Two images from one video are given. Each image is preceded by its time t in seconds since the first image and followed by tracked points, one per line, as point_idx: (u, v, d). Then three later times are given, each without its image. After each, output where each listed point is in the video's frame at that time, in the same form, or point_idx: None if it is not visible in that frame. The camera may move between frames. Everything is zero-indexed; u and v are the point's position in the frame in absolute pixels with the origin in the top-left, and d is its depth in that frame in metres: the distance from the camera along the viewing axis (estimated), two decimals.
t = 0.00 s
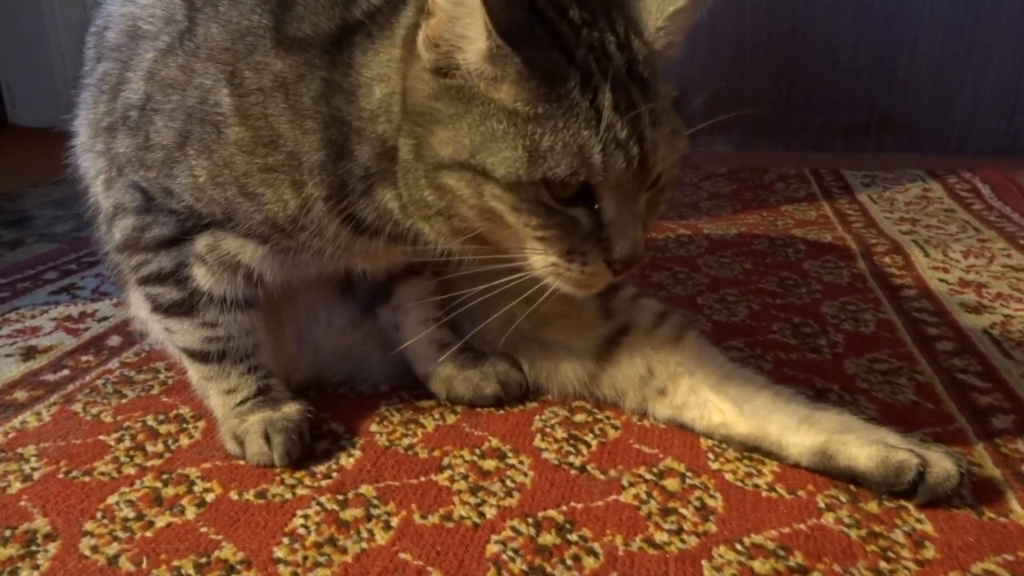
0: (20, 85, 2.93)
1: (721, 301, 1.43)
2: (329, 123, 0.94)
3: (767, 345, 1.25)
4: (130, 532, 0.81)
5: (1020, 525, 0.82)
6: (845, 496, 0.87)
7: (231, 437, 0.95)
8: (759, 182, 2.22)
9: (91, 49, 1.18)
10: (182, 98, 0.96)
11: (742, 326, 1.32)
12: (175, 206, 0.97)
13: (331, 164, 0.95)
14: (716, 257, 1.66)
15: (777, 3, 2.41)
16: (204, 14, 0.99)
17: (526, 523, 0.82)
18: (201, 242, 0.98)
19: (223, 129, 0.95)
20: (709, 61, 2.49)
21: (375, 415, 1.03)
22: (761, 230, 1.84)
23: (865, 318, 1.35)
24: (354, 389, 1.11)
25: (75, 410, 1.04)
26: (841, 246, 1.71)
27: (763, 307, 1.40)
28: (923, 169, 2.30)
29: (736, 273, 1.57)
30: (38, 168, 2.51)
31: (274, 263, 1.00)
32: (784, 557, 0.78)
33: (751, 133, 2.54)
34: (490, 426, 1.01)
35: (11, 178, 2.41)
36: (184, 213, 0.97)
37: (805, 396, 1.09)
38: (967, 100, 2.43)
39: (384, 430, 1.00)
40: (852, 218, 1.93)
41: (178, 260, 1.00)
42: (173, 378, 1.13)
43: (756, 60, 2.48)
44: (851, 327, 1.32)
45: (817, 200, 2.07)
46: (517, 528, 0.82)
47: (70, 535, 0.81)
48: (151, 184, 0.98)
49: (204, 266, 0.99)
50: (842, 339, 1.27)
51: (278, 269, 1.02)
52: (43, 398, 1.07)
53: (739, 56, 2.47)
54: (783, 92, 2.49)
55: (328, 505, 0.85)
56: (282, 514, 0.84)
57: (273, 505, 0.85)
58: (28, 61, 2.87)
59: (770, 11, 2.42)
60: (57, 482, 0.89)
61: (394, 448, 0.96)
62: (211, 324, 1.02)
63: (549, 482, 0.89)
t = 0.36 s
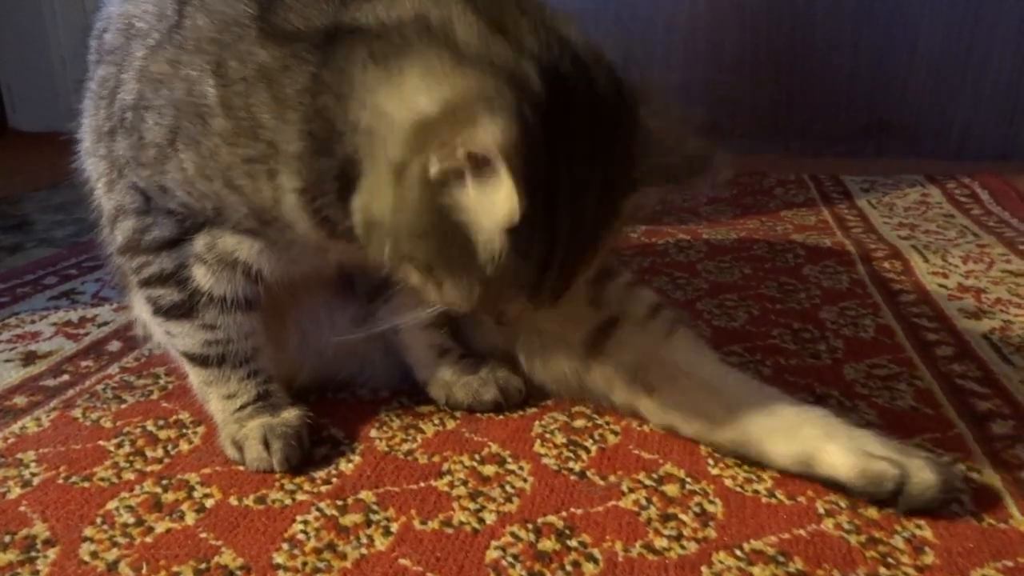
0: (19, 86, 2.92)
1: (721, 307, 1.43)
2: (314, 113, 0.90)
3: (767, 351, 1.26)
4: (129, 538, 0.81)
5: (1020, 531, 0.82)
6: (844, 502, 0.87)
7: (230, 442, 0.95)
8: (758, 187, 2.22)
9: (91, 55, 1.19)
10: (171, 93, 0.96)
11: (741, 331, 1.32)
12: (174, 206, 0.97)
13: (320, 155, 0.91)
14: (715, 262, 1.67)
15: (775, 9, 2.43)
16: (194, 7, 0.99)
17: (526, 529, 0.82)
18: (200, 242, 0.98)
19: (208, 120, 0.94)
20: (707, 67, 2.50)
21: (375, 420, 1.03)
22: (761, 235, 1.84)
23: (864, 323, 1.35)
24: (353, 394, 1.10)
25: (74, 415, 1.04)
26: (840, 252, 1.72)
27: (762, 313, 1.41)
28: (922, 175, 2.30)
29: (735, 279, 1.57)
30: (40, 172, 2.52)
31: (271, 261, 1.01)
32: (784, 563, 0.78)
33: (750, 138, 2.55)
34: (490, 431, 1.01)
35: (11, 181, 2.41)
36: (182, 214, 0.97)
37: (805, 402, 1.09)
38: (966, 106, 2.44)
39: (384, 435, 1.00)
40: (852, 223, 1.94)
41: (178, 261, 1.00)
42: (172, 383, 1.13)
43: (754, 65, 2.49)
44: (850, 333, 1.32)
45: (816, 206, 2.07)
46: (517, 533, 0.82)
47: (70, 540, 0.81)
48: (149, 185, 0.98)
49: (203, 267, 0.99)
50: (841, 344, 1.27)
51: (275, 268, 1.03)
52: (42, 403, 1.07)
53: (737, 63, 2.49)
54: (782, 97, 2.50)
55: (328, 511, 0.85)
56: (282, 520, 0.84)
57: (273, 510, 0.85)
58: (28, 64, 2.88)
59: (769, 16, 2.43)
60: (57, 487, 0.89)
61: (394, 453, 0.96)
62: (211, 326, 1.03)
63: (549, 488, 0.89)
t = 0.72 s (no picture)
0: (22, 92, 2.92)
1: (723, 311, 1.42)
2: (267, 51, 0.81)
3: (769, 355, 1.25)
4: (130, 544, 0.80)
5: None
6: (849, 507, 0.87)
7: (236, 444, 0.95)
8: (758, 192, 2.22)
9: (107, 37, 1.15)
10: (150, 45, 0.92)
11: (743, 336, 1.32)
12: (181, 183, 0.91)
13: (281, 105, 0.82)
14: (717, 266, 1.66)
15: (774, 12, 2.43)
16: None
17: (529, 535, 0.82)
18: (209, 220, 0.93)
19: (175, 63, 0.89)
20: (707, 70, 2.51)
21: (377, 425, 1.03)
22: (762, 239, 1.84)
23: (867, 327, 1.35)
24: (355, 400, 1.10)
25: (75, 420, 1.04)
26: (841, 256, 1.71)
27: (764, 317, 1.40)
28: (922, 179, 2.30)
29: (736, 283, 1.57)
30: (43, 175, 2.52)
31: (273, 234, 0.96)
32: (789, 569, 0.77)
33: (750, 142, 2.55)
34: (492, 436, 1.01)
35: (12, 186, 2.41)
36: (186, 190, 0.92)
37: (808, 407, 1.08)
38: (966, 110, 2.44)
39: (386, 440, 1.00)
40: (853, 226, 1.93)
41: (188, 243, 0.94)
42: (173, 388, 1.12)
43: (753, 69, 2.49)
44: (852, 337, 1.31)
45: (818, 209, 2.07)
46: (520, 539, 0.81)
47: (70, 546, 0.80)
48: (156, 157, 0.92)
49: (217, 250, 0.95)
50: (844, 348, 1.27)
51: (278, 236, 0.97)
52: (43, 408, 1.07)
53: (737, 67, 2.49)
54: (782, 101, 2.50)
55: (330, 517, 0.84)
56: (283, 526, 0.83)
57: (274, 516, 0.84)
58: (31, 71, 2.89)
59: (769, 20, 2.44)
60: (57, 493, 0.89)
61: (396, 458, 0.96)
62: (228, 316, 0.99)
63: (551, 494, 0.89)
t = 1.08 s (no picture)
0: (24, 96, 2.92)
1: (731, 314, 1.42)
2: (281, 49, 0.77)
3: (779, 357, 1.25)
4: (144, 549, 0.80)
5: None
6: (863, 510, 0.86)
7: (247, 446, 0.96)
8: (762, 194, 2.22)
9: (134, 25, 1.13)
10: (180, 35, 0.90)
11: (752, 339, 1.32)
12: (185, 183, 0.89)
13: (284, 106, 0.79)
14: (723, 269, 1.66)
15: (776, 14, 2.43)
16: None
17: (544, 539, 0.82)
18: (208, 223, 0.90)
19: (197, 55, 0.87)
20: (710, 73, 2.51)
21: (389, 428, 1.03)
22: (767, 241, 1.84)
23: (875, 330, 1.35)
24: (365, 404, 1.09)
25: (85, 425, 1.04)
26: (848, 258, 1.71)
27: (773, 320, 1.40)
28: (926, 181, 2.30)
29: (743, 286, 1.57)
30: (45, 179, 2.52)
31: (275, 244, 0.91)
32: (805, 573, 0.77)
33: (752, 145, 2.55)
34: (503, 440, 1.01)
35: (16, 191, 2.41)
36: (190, 191, 0.89)
37: (819, 409, 1.08)
38: (968, 112, 2.44)
39: (397, 444, 0.99)
40: (858, 229, 1.93)
41: (192, 248, 0.93)
42: (183, 392, 1.12)
43: (755, 73, 2.50)
44: (861, 339, 1.31)
45: (822, 212, 2.07)
46: (534, 543, 0.81)
47: (84, 552, 0.80)
48: (167, 155, 0.91)
49: (218, 255, 0.92)
50: (853, 351, 1.27)
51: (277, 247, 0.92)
52: (54, 413, 1.06)
53: (740, 69, 2.50)
54: (784, 103, 2.51)
55: (343, 521, 0.84)
56: (297, 530, 0.83)
57: (288, 520, 0.84)
58: (34, 75, 2.89)
59: (771, 23, 2.45)
60: (70, 498, 0.88)
61: (408, 462, 0.96)
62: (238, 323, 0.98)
63: (565, 498, 0.89)
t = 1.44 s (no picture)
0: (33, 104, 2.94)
1: (744, 318, 1.43)
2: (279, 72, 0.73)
3: (793, 362, 1.25)
4: (169, 554, 0.80)
5: None
6: (883, 514, 0.87)
7: (266, 450, 0.94)
8: (770, 198, 2.23)
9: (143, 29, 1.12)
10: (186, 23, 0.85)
11: (765, 343, 1.32)
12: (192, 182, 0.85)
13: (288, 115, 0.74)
14: (734, 273, 1.67)
15: (783, 18, 2.44)
16: None
17: (566, 544, 0.82)
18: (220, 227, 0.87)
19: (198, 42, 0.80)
20: (715, 76, 2.52)
21: (406, 433, 1.03)
22: (777, 245, 1.84)
23: (888, 334, 1.35)
24: (382, 408, 1.09)
25: (105, 430, 1.04)
26: (859, 262, 1.72)
27: (786, 324, 1.40)
28: (934, 184, 2.30)
29: (755, 290, 1.57)
30: (54, 184, 2.53)
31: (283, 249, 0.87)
32: None
33: (759, 149, 2.55)
34: (522, 444, 1.01)
35: (27, 197, 2.43)
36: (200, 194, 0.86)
37: (836, 414, 1.09)
38: (976, 115, 2.44)
39: (415, 449, 1.00)
40: (868, 232, 1.94)
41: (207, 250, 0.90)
42: (200, 398, 1.12)
43: (761, 77, 2.50)
44: (875, 343, 1.32)
45: (831, 216, 2.07)
46: (556, 548, 0.82)
47: (109, 557, 0.80)
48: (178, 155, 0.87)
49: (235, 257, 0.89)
50: (867, 355, 1.27)
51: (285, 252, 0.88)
52: (73, 418, 1.07)
53: (746, 73, 2.50)
54: (791, 106, 2.51)
55: (366, 526, 0.84)
56: (320, 535, 0.83)
57: (311, 525, 0.85)
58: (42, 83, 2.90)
59: (776, 28, 2.45)
60: (92, 503, 0.88)
61: (427, 467, 0.96)
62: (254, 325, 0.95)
63: (585, 502, 0.89)
